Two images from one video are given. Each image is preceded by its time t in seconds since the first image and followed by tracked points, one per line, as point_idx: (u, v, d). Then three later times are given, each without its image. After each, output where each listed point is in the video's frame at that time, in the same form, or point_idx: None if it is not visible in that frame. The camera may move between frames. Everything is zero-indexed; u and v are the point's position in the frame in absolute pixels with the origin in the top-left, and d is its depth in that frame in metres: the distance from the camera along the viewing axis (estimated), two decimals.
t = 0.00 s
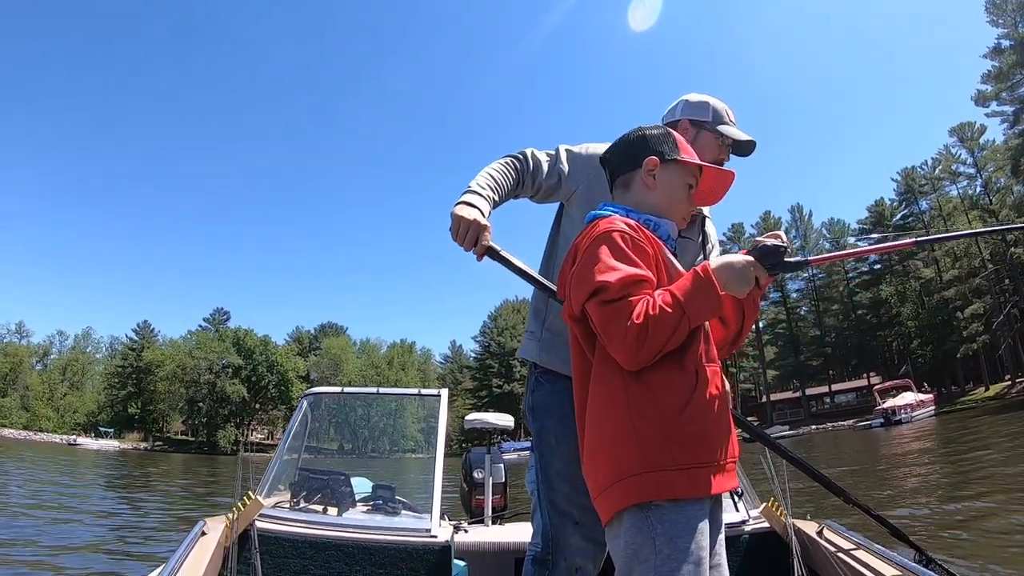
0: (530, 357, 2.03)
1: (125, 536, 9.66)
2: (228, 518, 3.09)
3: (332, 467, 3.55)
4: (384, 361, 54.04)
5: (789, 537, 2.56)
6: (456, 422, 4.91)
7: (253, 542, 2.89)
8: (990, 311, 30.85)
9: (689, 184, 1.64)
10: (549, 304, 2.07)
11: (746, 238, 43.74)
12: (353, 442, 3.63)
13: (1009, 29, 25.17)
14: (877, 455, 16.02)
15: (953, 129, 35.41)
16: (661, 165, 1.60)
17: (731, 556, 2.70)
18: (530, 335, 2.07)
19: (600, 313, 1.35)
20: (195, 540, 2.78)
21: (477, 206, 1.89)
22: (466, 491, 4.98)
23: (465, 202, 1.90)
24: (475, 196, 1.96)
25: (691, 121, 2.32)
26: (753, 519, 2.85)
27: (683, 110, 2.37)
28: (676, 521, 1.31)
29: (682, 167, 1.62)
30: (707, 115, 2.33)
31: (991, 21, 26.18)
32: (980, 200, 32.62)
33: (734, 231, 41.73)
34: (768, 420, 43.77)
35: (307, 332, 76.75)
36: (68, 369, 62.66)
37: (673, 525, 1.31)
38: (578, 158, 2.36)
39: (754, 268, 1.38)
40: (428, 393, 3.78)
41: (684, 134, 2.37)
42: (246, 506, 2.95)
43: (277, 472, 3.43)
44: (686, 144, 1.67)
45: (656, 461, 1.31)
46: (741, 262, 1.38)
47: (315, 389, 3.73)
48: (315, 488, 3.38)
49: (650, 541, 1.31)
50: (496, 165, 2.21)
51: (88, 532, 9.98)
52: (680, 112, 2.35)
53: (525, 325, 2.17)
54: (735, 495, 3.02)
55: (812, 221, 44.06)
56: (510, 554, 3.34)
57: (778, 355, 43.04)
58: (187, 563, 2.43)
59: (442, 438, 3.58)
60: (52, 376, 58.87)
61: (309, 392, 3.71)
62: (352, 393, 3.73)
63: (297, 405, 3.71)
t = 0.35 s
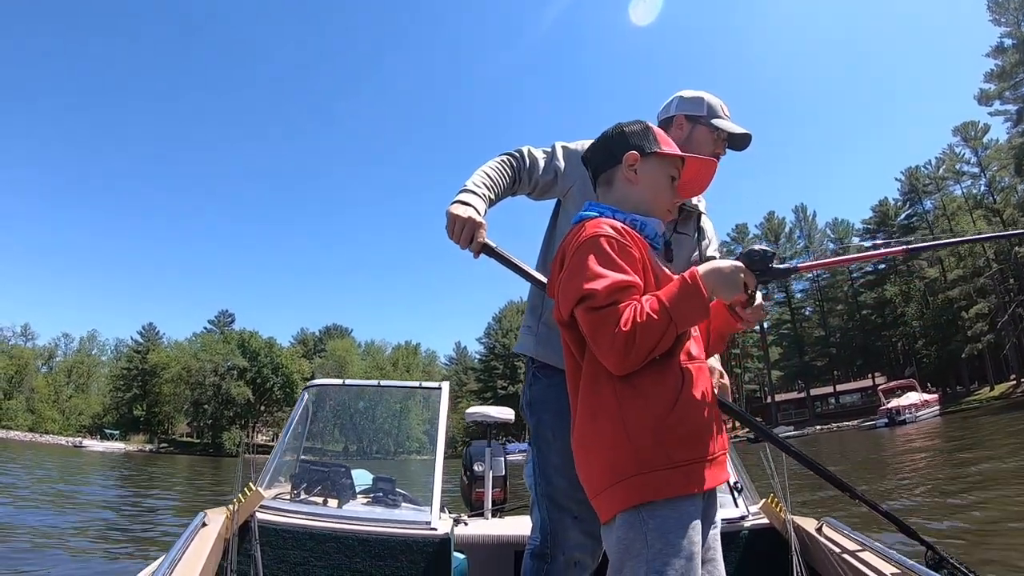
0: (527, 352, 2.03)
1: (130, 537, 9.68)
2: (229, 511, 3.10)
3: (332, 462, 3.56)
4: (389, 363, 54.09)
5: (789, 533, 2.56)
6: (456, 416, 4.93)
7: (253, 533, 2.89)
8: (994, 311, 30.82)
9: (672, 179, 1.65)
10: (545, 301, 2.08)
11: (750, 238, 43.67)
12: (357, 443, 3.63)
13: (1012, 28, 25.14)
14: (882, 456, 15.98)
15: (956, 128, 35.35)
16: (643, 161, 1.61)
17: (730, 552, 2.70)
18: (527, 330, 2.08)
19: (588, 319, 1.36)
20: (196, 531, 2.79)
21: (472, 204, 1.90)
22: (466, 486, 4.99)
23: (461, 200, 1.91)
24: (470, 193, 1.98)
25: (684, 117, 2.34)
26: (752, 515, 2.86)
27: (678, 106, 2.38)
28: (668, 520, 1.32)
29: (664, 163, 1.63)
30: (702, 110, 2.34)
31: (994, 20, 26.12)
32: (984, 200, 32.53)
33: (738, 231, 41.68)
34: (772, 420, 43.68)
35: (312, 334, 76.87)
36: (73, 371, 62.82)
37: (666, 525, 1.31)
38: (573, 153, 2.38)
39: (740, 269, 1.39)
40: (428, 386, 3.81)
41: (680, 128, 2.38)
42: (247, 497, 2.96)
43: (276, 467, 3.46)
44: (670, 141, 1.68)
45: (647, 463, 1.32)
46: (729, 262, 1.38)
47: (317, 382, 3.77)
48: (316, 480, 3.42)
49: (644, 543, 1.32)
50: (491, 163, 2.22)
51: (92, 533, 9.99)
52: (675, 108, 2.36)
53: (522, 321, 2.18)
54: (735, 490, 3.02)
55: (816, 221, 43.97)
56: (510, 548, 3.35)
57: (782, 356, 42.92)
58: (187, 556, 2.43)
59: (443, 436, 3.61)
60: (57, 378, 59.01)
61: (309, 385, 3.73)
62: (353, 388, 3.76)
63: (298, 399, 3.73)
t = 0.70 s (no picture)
0: (525, 356, 2.04)
1: (134, 541, 9.67)
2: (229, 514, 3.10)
3: (334, 465, 3.56)
4: (393, 365, 54.08)
5: (789, 535, 2.55)
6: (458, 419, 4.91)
7: (253, 536, 2.89)
8: (999, 310, 30.67)
9: (660, 179, 1.65)
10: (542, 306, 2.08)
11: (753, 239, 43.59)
12: (362, 446, 3.64)
13: (1013, 26, 25.04)
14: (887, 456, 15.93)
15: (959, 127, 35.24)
16: (627, 163, 1.62)
17: (731, 554, 2.70)
18: (525, 333, 2.09)
19: (572, 318, 1.37)
20: (196, 533, 2.79)
21: (477, 212, 1.91)
22: (466, 488, 4.96)
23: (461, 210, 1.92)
24: (472, 203, 1.98)
25: (678, 120, 2.35)
26: (752, 516, 2.85)
27: (672, 109, 2.38)
28: (656, 517, 1.32)
29: (650, 163, 1.63)
30: (695, 112, 2.34)
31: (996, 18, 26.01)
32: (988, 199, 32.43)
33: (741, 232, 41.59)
34: (777, 421, 43.59)
35: (317, 337, 76.92)
36: (78, 376, 62.86)
37: (653, 525, 1.32)
38: (569, 158, 2.38)
39: (724, 261, 1.37)
40: (428, 389, 3.82)
41: (675, 132, 2.38)
42: (247, 499, 2.95)
43: (277, 469, 3.46)
44: (657, 142, 1.68)
45: (634, 461, 1.32)
46: (712, 258, 1.38)
47: (319, 385, 3.76)
48: (316, 483, 3.42)
49: (633, 543, 1.32)
50: (491, 171, 2.24)
51: (98, 538, 10.01)
52: (669, 111, 2.36)
53: (520, 326, 2.18)
54: (735, 491, 3.01)
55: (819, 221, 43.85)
56: (511, 551, 3.35)
57: (787, 356, 42.81)
58: (188, 558, 2.43)
59: (443, 439, 3.61)
60: (62, 383, 59.07)
61: (310, 387, 3.73)
62: (354, 391, 3.75)
63: (298, 401, 3.74)
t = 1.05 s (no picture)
0: (526, 361, 2.04)
1: (142, 542, 9.72)
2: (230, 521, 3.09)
3: (333, 470, 3.54)
4: (398, 366, 54.11)
5: (790, 537, 2.56)
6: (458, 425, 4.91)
7: (254, 543, 2.91)
8: (1004, 309, 30.58)
9: (668, 188, 1.64)
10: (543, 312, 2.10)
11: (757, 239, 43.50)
12: (367, 447, 3.64)
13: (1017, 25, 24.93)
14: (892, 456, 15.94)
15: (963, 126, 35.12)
16: (634, 172, 1.62)
17: (731, 557, 2.70)
18: (527, 338, 2.09)
19: (570, 318, 1.38)
20: (197, 542, 2.80)
21: (489, 222, 1.92)
22: (466, 492, 4.96)
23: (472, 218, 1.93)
24: (485, 213, 1.99)
25: (680, 127, 2.35)
26: (753, 519, 2.85)
27: (674, 117, 2.38)
28: (651, 520, 1.32)
29: (658, 172, 1.63)
30: (696, 118, 2.34)
31: (1000, 17, 25.92)
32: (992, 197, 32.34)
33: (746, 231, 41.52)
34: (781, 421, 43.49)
35: (321, 338, 77.05)
36: (83, 377, 63.06)
37: (651, 528, 1.32)
38: (572, 166, 2.38)
39: (724, 265, 1.37)
40: (430, 394, 3.81)
41: (676, 140, 2.39)
42: (248, 507, 2.95)
43: (277, 476, 3.45)
44: (662, 150, 1.68)
45: (631, 463, 1.32)
46: (712, 262, 1.37)
47: (319, 391, 3.76)
48: (317, 489, 3.40)
49: (629, 546, 1.33)
50: (498, 178, 2.25)
51: (103, 538, 10.04)
52: (670, 119, 2.37)
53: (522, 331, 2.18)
54: (736, 494, 3.01)
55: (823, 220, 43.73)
56: (510, 555, 3.36)
57: (792, 356, 42.70)
58: (189, 565, 2.42)
59: (444, 442, 3.61)
60: (68, 384, 59.21)
61: (310, 393, 3.75)
62: (355, 396, 3.76)
63: (298, 407, 3.75)
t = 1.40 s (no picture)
0: (531, 363, 2.05)
1: (148, 539, 9.78)
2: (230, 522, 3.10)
3: (333, 471, 3.53)
4: (402, 364, 54.18)
5: (790, 537, 2.56)
6: (458, 425, 4.92)
7: (254, 544, 2.91)
8: (1009, 308, 30.46)
9: (681, 199, 1.66)
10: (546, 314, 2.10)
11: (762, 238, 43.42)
12: (372, 445, 3.65)
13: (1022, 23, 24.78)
14: (895, 455, 15.94)
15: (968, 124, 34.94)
16: (649, 180, 1.63)
17: (731, 557, 2.71)
18: (531, 340, 2.09)
19: (574, 311, 1.39)
20: (197, 543, 2.80)
21: (499, 223, 1.94)
22: (466, 492, 4.97)
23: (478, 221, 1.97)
24: (493, 215, 2.00)
25: (681, 128, 2.34)
26: (754, 520, 2.85)
27: (676, 118, 2.37)
28: (647, 515, 1.32)
29: (672, 181, 1.64)
30: (698, 120, 2.32)
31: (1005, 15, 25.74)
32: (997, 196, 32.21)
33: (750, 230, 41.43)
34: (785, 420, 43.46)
35: (326, 336, 77.21)
36: (89, 375, 63.30)
37: (644, 525, 1.32)
38: (576, 166, 2.37)
39: (727, 268, 1.36)
40: (429, 394, 3.82)
41: (678, 141, 2.38)
42: (248, 508, 2.95)
43: (278, 477, 3.45)
44: (676, 160, 1.69)
45: (627, 457, 1.32)
46: (715, 262, 1.36)
47: (319, 392, 3.77)
48: (317, 491, 3.40)
49: (624, 540, 1.34)
50: (502, 180, 2.27)
51: (109, 535, 10.09)
52: (672, 119, 2.35)
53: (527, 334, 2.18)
54: (737, 495, 3.01)
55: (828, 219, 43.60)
56: (510, 555, 3.38)
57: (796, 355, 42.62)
58: (188, 568, 2.41)
59: (444, 441, 3.62)
60: (73, 382, 59.37)
61: (309, 395, 3.75)
62: (354, 396, 3.77)
63: (297, 409, 3.75)
